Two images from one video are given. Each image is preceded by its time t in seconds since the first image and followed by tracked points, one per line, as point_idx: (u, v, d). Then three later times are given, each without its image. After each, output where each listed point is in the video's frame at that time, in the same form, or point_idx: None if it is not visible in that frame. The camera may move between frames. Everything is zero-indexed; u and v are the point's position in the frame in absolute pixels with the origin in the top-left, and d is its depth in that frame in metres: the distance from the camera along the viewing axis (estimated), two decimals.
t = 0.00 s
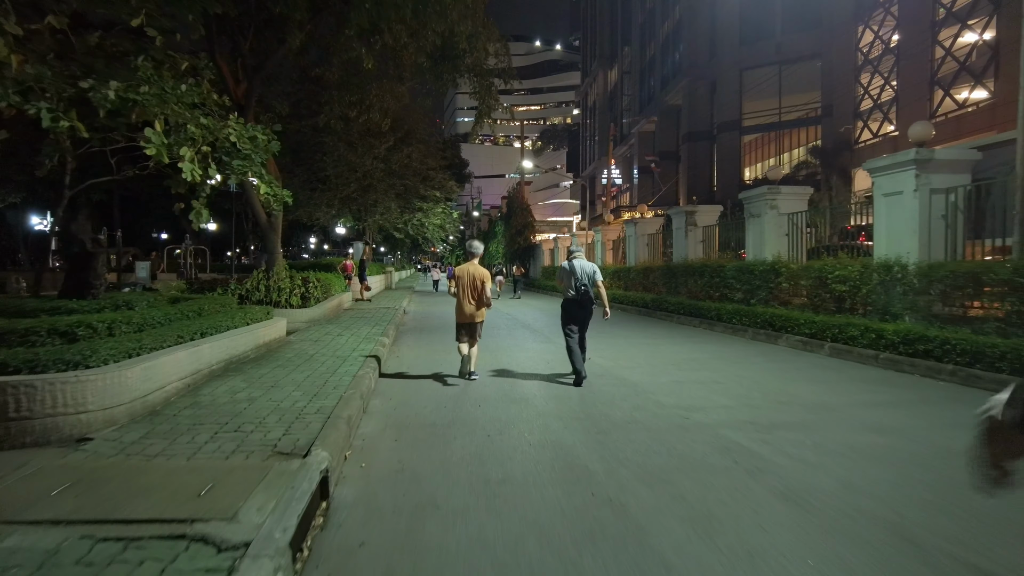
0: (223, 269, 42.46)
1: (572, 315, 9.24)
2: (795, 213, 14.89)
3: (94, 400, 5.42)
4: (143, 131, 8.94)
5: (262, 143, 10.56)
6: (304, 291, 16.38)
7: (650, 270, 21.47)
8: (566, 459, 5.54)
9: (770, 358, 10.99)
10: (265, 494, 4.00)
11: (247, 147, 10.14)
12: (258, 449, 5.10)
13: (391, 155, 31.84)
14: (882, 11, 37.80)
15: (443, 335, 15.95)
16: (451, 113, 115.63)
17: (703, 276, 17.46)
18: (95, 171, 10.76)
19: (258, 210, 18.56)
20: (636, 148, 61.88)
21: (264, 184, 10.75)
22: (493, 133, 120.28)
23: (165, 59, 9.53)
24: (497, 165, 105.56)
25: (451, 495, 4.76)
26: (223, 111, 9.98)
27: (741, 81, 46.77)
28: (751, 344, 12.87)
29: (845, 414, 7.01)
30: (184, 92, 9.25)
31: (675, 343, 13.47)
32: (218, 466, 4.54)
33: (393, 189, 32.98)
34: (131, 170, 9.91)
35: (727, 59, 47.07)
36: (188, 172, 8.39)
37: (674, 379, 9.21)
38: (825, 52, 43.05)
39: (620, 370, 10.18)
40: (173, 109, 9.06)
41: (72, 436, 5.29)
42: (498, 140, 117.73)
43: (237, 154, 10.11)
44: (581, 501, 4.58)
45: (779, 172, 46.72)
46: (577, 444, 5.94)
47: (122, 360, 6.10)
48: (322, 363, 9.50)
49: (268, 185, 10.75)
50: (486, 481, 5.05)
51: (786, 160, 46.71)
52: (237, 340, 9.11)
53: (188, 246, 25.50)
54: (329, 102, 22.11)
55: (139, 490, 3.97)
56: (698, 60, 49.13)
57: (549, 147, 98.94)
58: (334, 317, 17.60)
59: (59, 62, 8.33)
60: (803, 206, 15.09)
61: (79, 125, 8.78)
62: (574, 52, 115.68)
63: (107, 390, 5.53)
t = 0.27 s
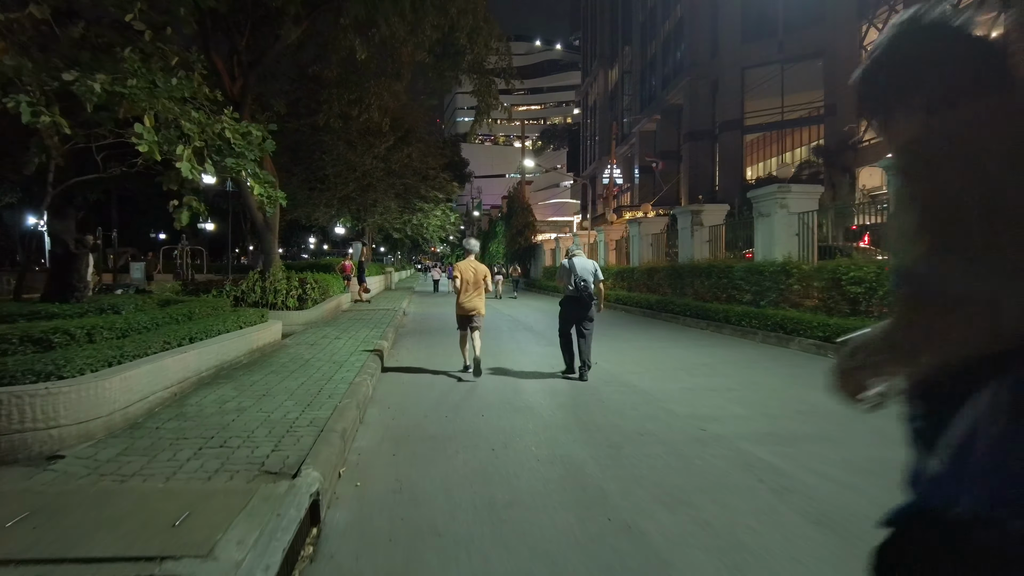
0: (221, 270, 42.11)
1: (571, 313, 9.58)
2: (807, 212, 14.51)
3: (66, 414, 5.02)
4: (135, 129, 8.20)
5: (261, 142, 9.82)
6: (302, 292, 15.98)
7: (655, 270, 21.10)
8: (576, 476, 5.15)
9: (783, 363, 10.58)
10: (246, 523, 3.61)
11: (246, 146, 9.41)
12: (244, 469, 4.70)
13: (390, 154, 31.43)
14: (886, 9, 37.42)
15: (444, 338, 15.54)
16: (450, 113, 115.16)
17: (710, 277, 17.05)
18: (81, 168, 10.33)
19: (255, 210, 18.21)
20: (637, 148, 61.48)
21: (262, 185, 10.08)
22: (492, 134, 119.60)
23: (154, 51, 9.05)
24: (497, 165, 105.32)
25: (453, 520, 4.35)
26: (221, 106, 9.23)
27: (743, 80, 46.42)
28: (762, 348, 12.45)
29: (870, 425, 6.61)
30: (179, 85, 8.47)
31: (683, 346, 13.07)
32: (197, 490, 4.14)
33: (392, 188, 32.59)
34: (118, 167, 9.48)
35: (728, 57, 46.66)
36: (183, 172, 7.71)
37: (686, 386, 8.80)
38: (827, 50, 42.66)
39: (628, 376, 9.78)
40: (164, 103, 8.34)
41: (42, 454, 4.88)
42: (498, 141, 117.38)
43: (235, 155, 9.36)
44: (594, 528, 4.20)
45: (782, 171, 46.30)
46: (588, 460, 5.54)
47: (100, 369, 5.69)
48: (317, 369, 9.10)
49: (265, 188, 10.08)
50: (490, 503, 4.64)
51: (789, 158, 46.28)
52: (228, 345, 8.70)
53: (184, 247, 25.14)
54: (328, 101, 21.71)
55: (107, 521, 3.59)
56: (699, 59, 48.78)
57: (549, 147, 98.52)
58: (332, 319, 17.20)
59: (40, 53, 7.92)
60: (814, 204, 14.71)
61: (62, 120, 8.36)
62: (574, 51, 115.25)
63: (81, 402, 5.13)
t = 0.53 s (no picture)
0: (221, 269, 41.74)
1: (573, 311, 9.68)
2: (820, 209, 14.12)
3: (42, 425, 4.63)
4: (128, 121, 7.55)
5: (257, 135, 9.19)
6: (301, 292, 15.61)
7: (661, 269, 20.68)
8: (593, 493, 4.77)
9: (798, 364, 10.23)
10: (231, 553, 3.21)
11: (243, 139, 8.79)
12: (233, 486, 4.30)
13: (391, 151, 31.06)
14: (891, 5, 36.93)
15: (446, 338, 15.17)
16: (451, 112, 114.74)
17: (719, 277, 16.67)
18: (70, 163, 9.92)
19: (253, 208, 17.89)
20: (639, 147, 61.05)
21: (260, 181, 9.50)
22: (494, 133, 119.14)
23: (144, 40, 8.65)
24: (498, 164, 104.87)
25: (460, 543, 3.97)
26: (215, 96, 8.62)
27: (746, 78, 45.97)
28: (775, 349, 12.10)
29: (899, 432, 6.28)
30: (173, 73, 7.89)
31: (693, 347, 12.70)
32: (180, 510, 3.76)
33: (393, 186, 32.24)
34: (108, 162, 9.04)
35: (731, 55, 46.30)
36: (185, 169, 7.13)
37: (700, 389, 8.46)
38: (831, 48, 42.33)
39: (638, 378, 9.44)
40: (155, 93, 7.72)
41: (15, 468, 4.49)
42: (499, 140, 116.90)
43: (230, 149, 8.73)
44: (616, 552, 3.83)
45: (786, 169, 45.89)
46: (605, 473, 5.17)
47: (79, 375, 5.30)
48: (315, 372, 8.72)
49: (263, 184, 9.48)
50: (502, 523, 4.26)
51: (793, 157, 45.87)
52: (222, 347, 8.31)
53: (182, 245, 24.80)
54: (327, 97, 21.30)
55: (73, 554, 3.18)
56: (701, 57, 48.32)
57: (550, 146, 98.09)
58: (332, 319, 16.80)
59: (23, 40, 7.49)
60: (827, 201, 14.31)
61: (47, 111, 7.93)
62: (575, 50, 114.78)
63: (58, 411, 4.74)
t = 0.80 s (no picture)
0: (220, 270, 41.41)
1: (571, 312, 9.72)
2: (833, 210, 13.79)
3: (13, 442, 4.26)
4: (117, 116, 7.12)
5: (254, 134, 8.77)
6: (300, 293, 15.27)
7: (667, 271, 20.34)
8: (611, 516, 4.41)
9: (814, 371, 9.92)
10: None
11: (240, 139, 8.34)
12: (220, 512, 3.92)
13: (392, 151, 30.73)
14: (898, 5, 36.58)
15: (449, 341, 14.84)
16: (451, 113, 114.44)
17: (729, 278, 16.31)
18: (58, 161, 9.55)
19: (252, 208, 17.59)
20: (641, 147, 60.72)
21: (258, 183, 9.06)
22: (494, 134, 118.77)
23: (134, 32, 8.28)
24: (499, 165, 104.51)
25: None
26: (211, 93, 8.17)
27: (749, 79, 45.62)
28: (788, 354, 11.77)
29: (928, 449, 5.96)
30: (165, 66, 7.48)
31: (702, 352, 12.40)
32: (160, 542, 3.40)
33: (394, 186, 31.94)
34: (98, 159, 8.66)
35: (734, 56, 45.99)
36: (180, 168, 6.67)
37: (715, 397, 8.14)
38: (835, 48, 42.05)
39: (649, 385, 9.11)
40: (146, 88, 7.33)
41: None
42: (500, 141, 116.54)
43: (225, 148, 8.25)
44: None
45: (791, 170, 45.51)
46: (625, 494, 4.84)
47: (57, 386, 4.92)
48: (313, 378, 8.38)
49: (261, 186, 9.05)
50: (515, 551, 3.91)
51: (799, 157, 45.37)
52: (216, 353, 7.97)
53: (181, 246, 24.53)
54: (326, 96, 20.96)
55: None
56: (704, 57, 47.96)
57: (551, 147, 97.79)
58: (332, 321, 16.48)
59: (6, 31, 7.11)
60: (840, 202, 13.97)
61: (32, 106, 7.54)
62: (575, 51, 114.28)
63: (31, 426, 4.37)
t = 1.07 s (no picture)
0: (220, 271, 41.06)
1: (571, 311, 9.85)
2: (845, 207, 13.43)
3: None
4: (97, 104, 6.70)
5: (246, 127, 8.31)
6: (297, 293, 14.91)
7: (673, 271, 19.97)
8: (629, 537, 4.02)
9: (829, 373, 9.54)
10: None
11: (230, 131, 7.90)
12: (196, 534, 3.52)
13: (393, 149, 30.34)
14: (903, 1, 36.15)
15: (450, 342, 14.49)
16: (452, 113, 114.08)
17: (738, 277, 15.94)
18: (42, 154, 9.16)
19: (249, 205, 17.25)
20: (643, 147, 60.35)
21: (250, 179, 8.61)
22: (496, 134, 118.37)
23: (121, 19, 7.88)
24: (500, 165, 104.10)
25: None
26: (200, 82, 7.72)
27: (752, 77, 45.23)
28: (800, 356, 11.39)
29: (962, 458, 5.59)
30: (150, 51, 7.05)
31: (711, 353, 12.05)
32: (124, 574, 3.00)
33: (394, 185, 31.56)
34: (83, 152, 8.27)
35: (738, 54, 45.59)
36: (162, 159, 6.22)
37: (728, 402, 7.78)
38: (840, 46, 41.63)
39: (659, 388, 8.74)
40: (130, 75, 6.92)
41: None
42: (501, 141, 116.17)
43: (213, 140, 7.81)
44: None
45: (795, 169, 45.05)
46: (639, 510, 4.46)
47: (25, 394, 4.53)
48: (308, 382, 7.99)
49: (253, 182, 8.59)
50: None
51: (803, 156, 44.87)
52: (205, 354, 7.62)
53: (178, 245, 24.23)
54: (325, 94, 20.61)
55: None
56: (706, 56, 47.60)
57: (552, 147, 97.39)
58: (330, 322, 16.13)
59: None
60: (853, 199, 13.60)
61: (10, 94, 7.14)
62: (577, 51, 113.81)
63: None
